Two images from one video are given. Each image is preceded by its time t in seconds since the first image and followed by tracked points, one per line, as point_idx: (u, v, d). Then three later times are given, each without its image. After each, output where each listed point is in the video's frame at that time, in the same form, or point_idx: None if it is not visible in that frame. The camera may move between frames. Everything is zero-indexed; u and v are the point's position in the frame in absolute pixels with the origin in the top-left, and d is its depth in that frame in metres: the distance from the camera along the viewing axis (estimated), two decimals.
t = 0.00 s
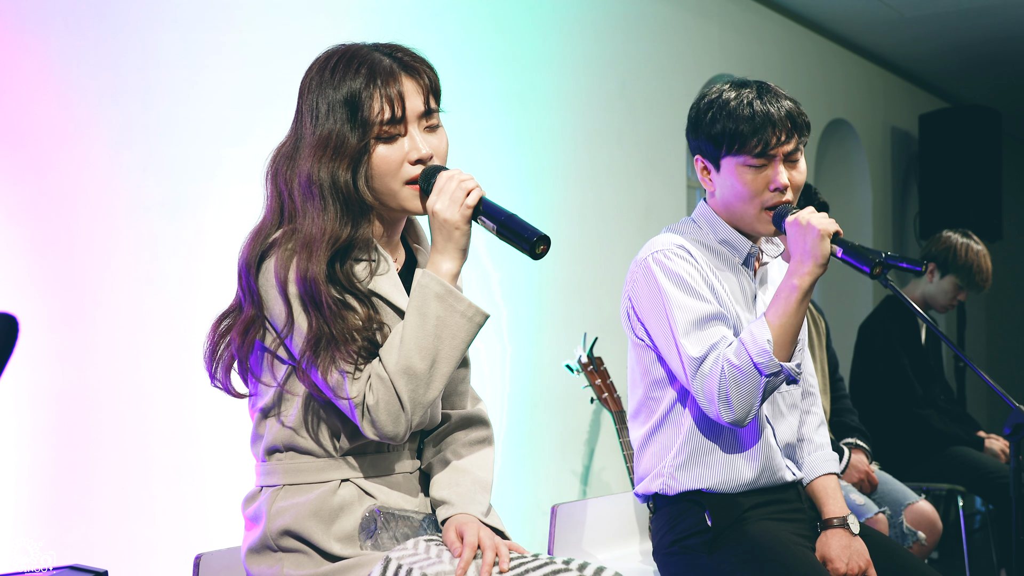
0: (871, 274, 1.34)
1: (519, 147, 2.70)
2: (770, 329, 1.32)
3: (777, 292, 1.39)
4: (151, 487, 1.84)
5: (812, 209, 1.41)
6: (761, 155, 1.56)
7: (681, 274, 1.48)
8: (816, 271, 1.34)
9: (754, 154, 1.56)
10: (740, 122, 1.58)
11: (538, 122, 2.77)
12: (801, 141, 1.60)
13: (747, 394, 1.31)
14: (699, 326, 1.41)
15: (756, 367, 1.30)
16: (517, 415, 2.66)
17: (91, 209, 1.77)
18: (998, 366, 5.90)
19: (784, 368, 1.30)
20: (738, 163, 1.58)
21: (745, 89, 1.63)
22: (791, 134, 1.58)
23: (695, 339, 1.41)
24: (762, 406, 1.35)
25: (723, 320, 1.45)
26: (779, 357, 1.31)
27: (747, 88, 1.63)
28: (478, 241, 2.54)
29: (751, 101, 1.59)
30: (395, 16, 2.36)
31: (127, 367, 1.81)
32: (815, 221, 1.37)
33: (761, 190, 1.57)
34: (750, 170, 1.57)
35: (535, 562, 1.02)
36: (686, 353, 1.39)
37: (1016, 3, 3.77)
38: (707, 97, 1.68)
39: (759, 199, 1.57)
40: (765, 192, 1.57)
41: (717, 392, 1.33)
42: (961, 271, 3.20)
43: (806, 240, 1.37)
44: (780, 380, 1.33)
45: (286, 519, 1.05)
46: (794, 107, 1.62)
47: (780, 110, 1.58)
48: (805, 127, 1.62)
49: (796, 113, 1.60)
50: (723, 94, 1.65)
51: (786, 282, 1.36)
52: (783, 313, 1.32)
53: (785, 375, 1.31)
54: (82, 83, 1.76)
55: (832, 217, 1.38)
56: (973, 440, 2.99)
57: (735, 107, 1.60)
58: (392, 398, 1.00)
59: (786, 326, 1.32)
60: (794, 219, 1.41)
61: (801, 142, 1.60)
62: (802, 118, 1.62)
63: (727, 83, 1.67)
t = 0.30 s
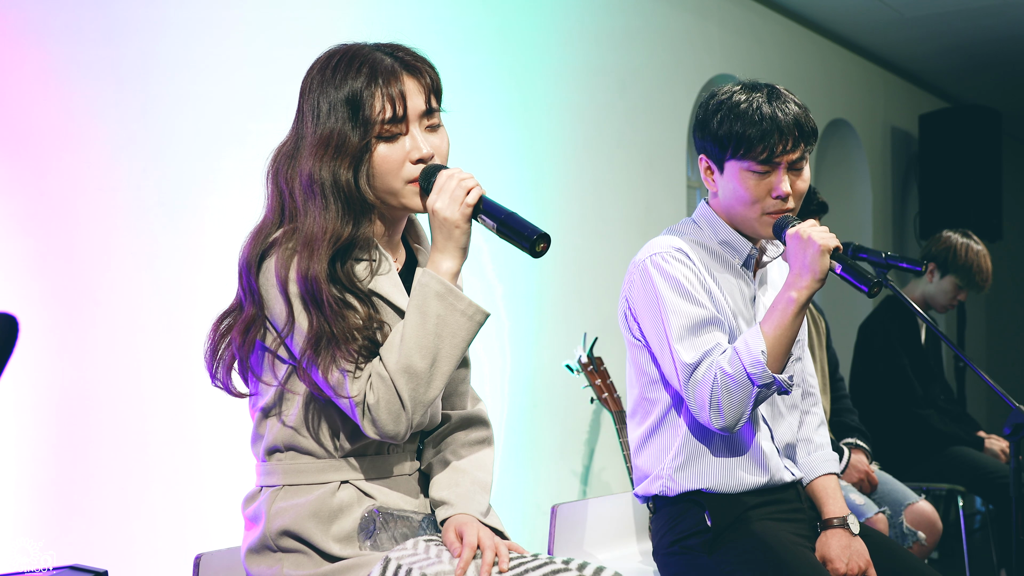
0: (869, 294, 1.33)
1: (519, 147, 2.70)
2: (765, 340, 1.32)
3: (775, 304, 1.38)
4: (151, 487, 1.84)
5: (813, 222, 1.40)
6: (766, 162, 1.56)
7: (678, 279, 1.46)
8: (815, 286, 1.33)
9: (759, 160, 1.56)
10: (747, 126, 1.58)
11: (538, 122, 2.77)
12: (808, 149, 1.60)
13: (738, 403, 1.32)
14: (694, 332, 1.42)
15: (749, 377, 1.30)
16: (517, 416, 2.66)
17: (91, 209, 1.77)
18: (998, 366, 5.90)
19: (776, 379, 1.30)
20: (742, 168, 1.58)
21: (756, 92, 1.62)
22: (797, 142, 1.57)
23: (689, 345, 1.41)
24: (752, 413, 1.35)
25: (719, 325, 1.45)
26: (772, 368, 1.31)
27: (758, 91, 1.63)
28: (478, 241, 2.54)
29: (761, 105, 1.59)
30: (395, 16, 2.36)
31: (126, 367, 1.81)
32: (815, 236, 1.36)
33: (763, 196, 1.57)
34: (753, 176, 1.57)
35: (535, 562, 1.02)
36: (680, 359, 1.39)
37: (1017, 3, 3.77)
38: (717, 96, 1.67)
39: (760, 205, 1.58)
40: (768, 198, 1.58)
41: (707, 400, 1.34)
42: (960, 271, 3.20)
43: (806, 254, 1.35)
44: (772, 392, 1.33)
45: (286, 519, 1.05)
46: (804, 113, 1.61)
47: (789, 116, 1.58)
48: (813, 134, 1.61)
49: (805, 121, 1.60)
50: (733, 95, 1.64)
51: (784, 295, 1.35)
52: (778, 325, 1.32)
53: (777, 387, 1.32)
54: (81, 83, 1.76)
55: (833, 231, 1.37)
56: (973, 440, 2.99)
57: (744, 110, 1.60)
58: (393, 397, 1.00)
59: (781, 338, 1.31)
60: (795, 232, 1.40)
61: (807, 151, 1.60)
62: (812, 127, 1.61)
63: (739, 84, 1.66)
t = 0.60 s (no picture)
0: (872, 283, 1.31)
1: (519, 147, 2.70)
2: (769, 333, 1.32)
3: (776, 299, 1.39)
4: (151, 487, 1.84)
5: (813, 215, 1.42)
6: (763, 155, 1.56)
7: (679, 276, 1.47)
8: (816, 277, 1.34)
9: (756, 154, 1.56)
10: (742, 122, 1.58)
11: (538, 122, 2.77)
12: (803, 142, 1.61)
13: (744, 398, 1.31)
14: (697, 328, 1.42)
15: (754, 372, 1.30)
16: (517, 415, 2.66)
17: (91, 209, 1.77)
18: (998, 367, 5.90)
19: (781, 373, 1.30)
20: (740, 163, 1.58)
21: (748, 88, 1.63)
22: (793, 134, 1.58)
23: (693, 341, 1.41)
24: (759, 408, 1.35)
25: (721, 321, 1.45)
26: (777, 362, 1.31)
27: (751, 87, 1.63)
28: (478, 241, 2.54)
29: (754, 101, 1.59)
30: (395, 16, 2.36)
31: (127, 367, 1.81)
32: (816, 228, 1.37)
33: (762, 190, 1.57)
34: (751, 170, 1.57)
35: (535, 561, 1.02)
36: (684, 356, 1.39)
37: (1017, 3, 3.77)
38: (710, 95, 1.68)
39: (760, 199, 1.58)
40: (766, 192, 1.58)
41: (714, 395, 1.34)
42: (960, 270, 3.20)
43: (807, 247, 1.37)
44: (778, 385, 1.32)
45: (285, 520, 1.05)
46: (797, 106, 1.62)
47: (783, 110, 1.58)
48: (808, 127, 1.62)
49: (798, 113, 1.60)
50: (726, 93, 1.64)
51: (786, 288, 1.35)
52: (782, 319, 1.32)
53: (783, 381, 1.31)
54: (82, 83, 1.76)
55: (832, 223, 1.39)
56: (973, 440, 2.99)
57: (739, 106, 1.60)
58: (394, 396, 1.00)
59: (785, 331, 1.31)
60: (795, 226, 1.41)
61: (803, 142, 1.60)
62: (805, 118, 1.61)
63: (730, 81, 1.66)
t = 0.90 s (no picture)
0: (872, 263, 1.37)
1: (519, 147, 2.70)
2: (773, 322, 1.32)
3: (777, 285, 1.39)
4: (151, 487, 1.84)
5: (808, 201, 1.42)
6: (753, 144, 1.56)
7: (680, 272, 1.48)
8: (816, 262, 1.35)
9: (746, 144, 1.57)
10: (729, 117, 1.59)
11: (538, 122, 2.77)
12: (792, 129, 1.61)
13: (752, 388, 1.31)
14: (701, 322, 1.42)
15: (760, 360, 1.30)
16: (517, 415, 2.66)
17: (91, 209, 1.77)
18: (998, 367, 5.90)
19: (787, 360, 1.30)
20: (732, 156, 1.59)
21: (730, 84, 1.64)
22: (780, 121, 1.58)
23: (697, 335, 1.41)
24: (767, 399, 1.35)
25: (724, 316, 1.45)
26: (783, 349, 1.32)
27: (733, 84, 1.64)
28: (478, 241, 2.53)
29: (738, 95, 1.60)
30: (395, 16, 2.36)
31: (127, 367, 1.81)
32: (812, 213, 1.38)
33: (756, 180, 1.57)
34: (744, 161, 1.58)
35: (535, 561, 1.02)
36: (688, 349, 1.38)
37: (1017, 3, 3.77)
38: (693, 97, 1.69)
39: (755, 190, 1.58)
40: (761, 182, 1.57)
41: (722, 387, 1.32)
42: (959, 271, 3.20)
43: (805, 232, 1.37)
44: (785, 373, 1.33)
45: (286, 519, 1.05)
46: (781, 96, 1.63)
47: (768, 101, 1.59)
48: (794, 116, 1.63)
49: (783, 102, 1.61)
50: (708, 92, 1.65)
51: (786, 275, 1.36)
52: (785, 306, 1.33)
53: (789, 368, 1.31)
54: (82, 83, 1.76)
55: (829, 208, 1.39)
56: (973, 440, 2.99)
57: (724, 103, 1.61)
58: (386, 406, 1.00)
59: (788, 318, 1.32)
60: (792, 213, 1.41)
61: (791, 130, 1.61)
62: (790, 107, 1.63)
63: (711, 81, 1.68)
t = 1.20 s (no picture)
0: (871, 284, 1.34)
1: (519, 147, 2.70)
2: (769, 334, 1.32)
3: (775, 299, 1.39)
4: (151, 487, 1.84)
5: (809, 215, 1.43)
6: (757, 157, 1.56)
7: (675, 278, 1.48)
8: (815, 278, 1.34)
9: (750, 157, 1.56)
10: (735, 124, 1.58)
11: (538, 122, 2.77)
12: (796, 141, 1.60)
13: (744, 399, 1.31)
14: (696, 329, 1.42)
15: (754, 373, 1.30)
16: (518, 415, 2.66)
17: (91, 209, 1.77)
18: (998, 367, 5.90)
19: (781, 374, 1.30)
20: (734, 166, 1.58)
21: (738, 90, 1.63)
22: (785, 135, 1.57)
23: (691, 344, 1.41)
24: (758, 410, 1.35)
25: (719, 323, 1.46)
26: (777, 363, 1.32)
27: (741, 90, 1.63)
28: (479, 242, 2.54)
29: (745, 103, 1.59)
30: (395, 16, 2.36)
31: (127, 367, 1.81)
32: (814, 229, 1.38)
33: (757, 193, 1.57)
34: (745, 173, 1.57)
35: (536, 562, 1.02)
36: (682, 358, 1.39)
37: (1016, 4, 3.77)
38: (700, 98, 1.68)
39: (755, 202, 1.58)
40: (761, 195, 1.58)
41: (713, 398, 1.33)
42: (960, 271, 3.20)
43: (805, 247, 1.37)
44: (777, 388, 1.33)
45: (287, 519, 1.05)
46: (788, 106, 1.61)
47: (774, 110, 1.58)
48: (799, 127, 1.62)
49: (789, 113, 1.60)
50: (717, 96, 1.64)
51: (785, 289, 1.36)
52: (781, 319, 1.33)
53: (783, 382, 1.31)
54: (82, 83, 1.76)
55: (829, 224, 1.40)
56: (973, 440, 2.99)
57: (730, 109, 1.60)
58: (391, 407, 1.00)
59: (784, 332, 1.32)
60: (793, 227, 1.42)
61: (795, 142, 1.60)
62: (796, 118, 1.61)
63: (720, 84, 1.66)
